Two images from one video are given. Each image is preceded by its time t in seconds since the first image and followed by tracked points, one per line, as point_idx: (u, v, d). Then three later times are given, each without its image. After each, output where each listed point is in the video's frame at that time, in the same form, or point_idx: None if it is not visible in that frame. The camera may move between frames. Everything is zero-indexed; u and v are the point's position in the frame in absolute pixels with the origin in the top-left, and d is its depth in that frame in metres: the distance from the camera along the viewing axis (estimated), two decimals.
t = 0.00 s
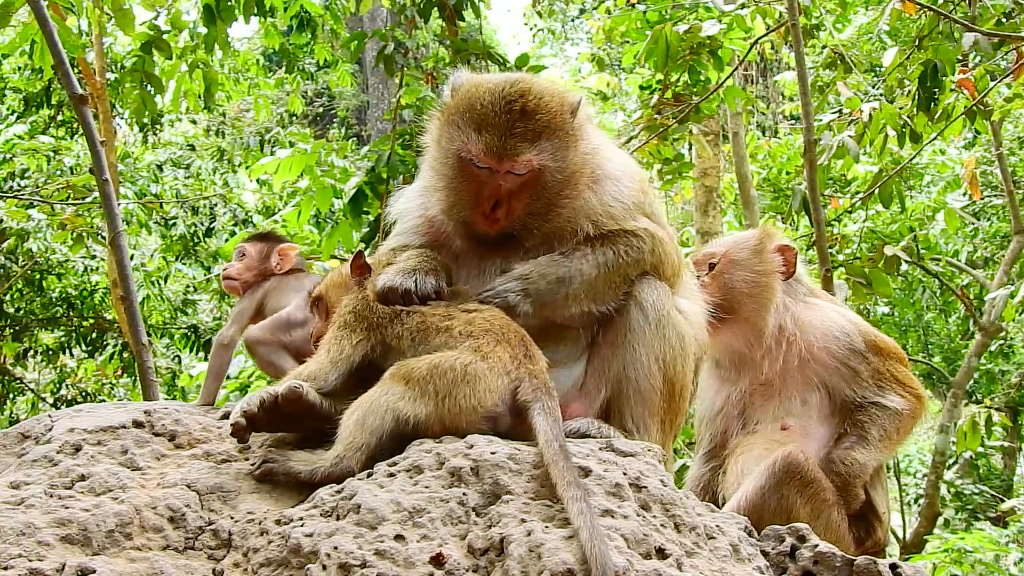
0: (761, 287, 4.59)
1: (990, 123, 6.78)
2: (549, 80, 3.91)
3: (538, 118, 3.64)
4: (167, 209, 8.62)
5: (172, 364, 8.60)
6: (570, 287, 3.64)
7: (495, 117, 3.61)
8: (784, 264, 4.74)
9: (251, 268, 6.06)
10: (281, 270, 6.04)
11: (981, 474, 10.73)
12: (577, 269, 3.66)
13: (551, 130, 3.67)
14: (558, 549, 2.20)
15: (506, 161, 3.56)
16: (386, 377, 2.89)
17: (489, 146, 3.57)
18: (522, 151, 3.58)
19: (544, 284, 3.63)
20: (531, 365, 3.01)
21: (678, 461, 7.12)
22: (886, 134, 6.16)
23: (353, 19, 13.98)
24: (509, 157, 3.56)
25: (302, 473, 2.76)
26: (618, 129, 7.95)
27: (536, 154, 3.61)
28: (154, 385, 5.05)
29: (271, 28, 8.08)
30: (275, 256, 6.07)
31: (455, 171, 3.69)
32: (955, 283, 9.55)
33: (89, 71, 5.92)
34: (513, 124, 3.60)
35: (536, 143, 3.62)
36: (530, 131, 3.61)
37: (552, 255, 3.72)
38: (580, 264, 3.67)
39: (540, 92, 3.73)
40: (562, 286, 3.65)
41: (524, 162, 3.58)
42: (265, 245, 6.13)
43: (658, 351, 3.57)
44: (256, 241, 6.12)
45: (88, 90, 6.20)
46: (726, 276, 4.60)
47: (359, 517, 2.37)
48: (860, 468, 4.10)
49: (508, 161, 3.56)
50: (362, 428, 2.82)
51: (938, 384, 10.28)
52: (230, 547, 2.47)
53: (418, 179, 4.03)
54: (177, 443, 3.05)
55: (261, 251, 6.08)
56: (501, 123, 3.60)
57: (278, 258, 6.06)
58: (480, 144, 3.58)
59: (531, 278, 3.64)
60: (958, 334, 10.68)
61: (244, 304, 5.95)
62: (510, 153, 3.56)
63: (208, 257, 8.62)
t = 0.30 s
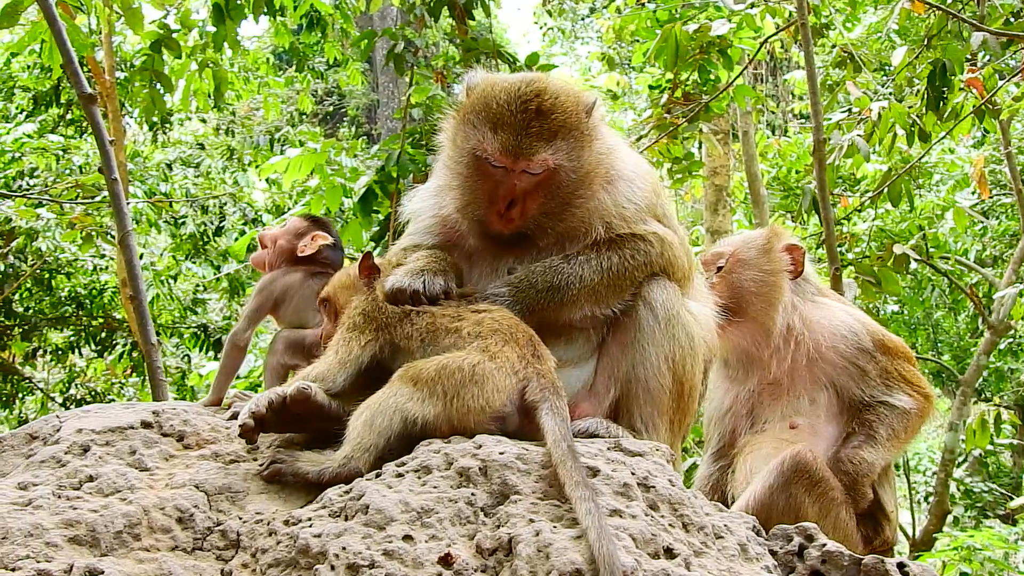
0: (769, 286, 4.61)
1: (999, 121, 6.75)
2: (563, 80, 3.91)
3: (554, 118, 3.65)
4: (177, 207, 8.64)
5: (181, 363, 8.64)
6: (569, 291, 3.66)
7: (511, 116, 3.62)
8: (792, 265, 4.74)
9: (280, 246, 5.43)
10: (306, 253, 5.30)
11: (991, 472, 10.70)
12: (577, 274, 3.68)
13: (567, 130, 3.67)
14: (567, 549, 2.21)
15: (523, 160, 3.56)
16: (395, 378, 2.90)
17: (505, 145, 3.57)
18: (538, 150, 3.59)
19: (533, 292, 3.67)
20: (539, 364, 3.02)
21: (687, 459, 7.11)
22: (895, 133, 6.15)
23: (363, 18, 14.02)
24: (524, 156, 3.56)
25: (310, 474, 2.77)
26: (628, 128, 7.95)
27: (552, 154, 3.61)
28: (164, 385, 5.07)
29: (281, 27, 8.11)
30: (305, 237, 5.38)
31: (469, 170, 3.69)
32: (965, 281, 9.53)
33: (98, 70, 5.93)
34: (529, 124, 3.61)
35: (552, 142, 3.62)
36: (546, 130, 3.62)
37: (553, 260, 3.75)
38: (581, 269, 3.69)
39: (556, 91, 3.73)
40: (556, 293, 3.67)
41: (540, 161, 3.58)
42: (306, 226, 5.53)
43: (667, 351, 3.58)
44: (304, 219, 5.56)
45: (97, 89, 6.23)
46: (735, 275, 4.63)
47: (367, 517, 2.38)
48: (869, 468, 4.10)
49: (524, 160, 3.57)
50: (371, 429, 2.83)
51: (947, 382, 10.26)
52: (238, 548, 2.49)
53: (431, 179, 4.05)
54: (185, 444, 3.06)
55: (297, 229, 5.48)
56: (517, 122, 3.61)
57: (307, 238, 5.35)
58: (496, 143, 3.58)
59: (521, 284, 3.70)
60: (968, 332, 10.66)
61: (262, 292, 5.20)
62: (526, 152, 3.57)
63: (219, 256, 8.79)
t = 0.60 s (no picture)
0: (769, 286, 4.59)
1: (999, 122, 6.76)
2: (563, 81, 3.91)
3: (554, 119, 3.66)
4: (177, 207, 8.64)
5: (182, 363, 8.64)
6: (568, 292, 3.67)
7: (511, 117, 3.62)
8: (792, 265, 4.75)
9: (285, 236, 5.43)
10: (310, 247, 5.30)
11: (990, 471, 10.71)
12: (575, 275, 3.68)
13: (567, 131, 3.68)
14: (567, 549, 2.21)
15: (523, 161, 3.57)
16: (395, 379, 2.91)
17: (506, 146, 3.58)
18: (539, 151, 3.59)
19: (532, 293, 3.67)
20: (539, 364, 3.02)
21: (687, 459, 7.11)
22: (896, 134, 6.14)
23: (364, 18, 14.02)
24: (525, 158, 3.57)
25: (309, 474, 2.78)
26: (628, 129, 7.95)
27: (552, 154, 3.62)
28: (164, 384, 5.07)
29: (282, 27, 8.11)
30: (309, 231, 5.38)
31: (470, 172, 3.70)
32: (964, 281, 9.53)
33: (98, 70, 5.93)
34: (529, 125, 3.61)
35: (552, 143, 3.63)
36: (546, 131, 3.62)
37: (552, 261, 3.75)
38: (580, 269, 3.69)
39: (556, 92, 3.73)
40: (555, 295, 3.67)
41: (540, 162, 3.59)
42: (311, 219, 5.52)
43: (667, 351, 3.58)
44: (311, 211, 5.54)
45: (97, 88, 6.22)
46: (735, 276, 4.60)
47: (367, 518, 2.38)
48: (869, 467, 4.10)
49: (524, 161, 3.57)
50: (371, 429, 2.83)
51: (947, 382, 10.27)
52: (238, 548, 2.49)
53: (431, 180, 4.04)
54: (185, 444, 3.06)
55: (302, 221, 5.47)
56: (517, 123, 3.61)
57: (311, 232, 5.35)
58: (497, 144, 3.58)
59: (522, 284, 3.70)
60: (968, 333, 10.66)
61: (265, 283, 5.22)
62: (526, 153, 3.57)
63: (219, 256, 8.78)
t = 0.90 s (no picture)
0: (768, 280, 4.59)
1: (991, 122, 6.77)
2: (553, 81, 3.91)
3: (543, 118, 3.65)
4: (169, 206, 8.61)
5: (174, 363, 8.61)
6: (558, 294, 3.67)
7: (501, 118, 3.62)
8: (793, 261, 4.75)
9: (300, 233, 5.13)
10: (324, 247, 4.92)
11: (983, 471, 10.74)
12: (566, 274, 3.69)
13: (556, 130, 3.68)
14: (561, 548, 2.20)
15: (514, 161, 3.57)
16: (388, 379, 2.91)
17: (496, 147, 3.58)
18: (529, 150, 3.59)
19: (525, 294, 3.68)
20: (532, 363, 3.02)
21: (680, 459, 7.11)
22: (888, 133, 6.14)
23: (357, 17, 14.01)
24: (516, 157, 3.57)
25: (303, 474, 2.77)
26: (621, 129, 7.96)
27: (543, 153, 3.62)
28: (157, 384, 5.05)
29: (274, 26, 8.08)
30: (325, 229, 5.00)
31: (462, 173, 3.71)
32: (957, 281, 9.56)
33: (89, 69, 5.91)
34: (519, 124, 3.61)
35: (542, 142, 3.63)
36: (536, 130, 3.62)
37: (543, 261, 3.76)
38: (571, 270, 3.70)
39: (545, 91, 3.73)
40: (547, 295, 3.67)
41: (531, 161, 3.59)
42: (328, 216, 5.22)
43: (660, 351, 3.58)
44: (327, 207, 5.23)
45: (89, 87, 6.20)
46: (735, 269, 4.62)
47: (361, 516, 2.38)
48: (858, 458, 4.11)
49: (515, 161, 3.57)
50: (364, 428, 2.83)
51: (939, 382, 10.30)
52: (232, 547, 2.48)
53: (421, 180, 4.03)
54: (178, 443, 3.05)
55: (318, 219, 5.16)
56: (506, 123, 3.61)
57: (326, 232, 4.97)
58: (487, 145, 3.59)
59: (515, 288, 3.71)
60: (960, 332, 10.69)
61: (283, 283, 4.94)
62: (517, 153, 3.58)
63: (210, 256, 8.78)
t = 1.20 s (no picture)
0: (773, 276, 4.60)
1: (980, 123, 6.80)
2: (542, 81, 3.90)
3: (532, 118, 3.64)
4: (160, 206, 8.59)
5: (164, 362, 8.59)
6: (555, 291, 3.66)
7: (489, 118, 3.61)
8: (798, 259, 4.68)
9: (308, 232, 5.07)
10: (330, 246, 4.79)
11: (972, 471, 10.78)
12: (561, 272, 3.69)
13: (545, 130, 3.66)
14: (551, 548, 2.20)
15: (502, 162, 3.56)
16: (379, 378, 2.91)
17: (484, 147, 3.57)
18: (517, 151, 3.58)
19: (521, 292, 3.67)
20: (523, 363, 3.02)
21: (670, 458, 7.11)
22: (879, 134, 6.15)
23: (348, 16, 14.01)
24: (504, 158, 3.56)
25: (293, 473, 2.77)
26: (612, 129, 7.97)
27: (531, 154, 3.61)
28: (147, 384, 5.03)
29: (265, 26, 8.07)
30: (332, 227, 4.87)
31: (451, 173, 3.70)
32: (947, 282, 9.60)
33: (80, 68, 5.90)
34: (508, 124, 3.60)
35: (531, 142, 3.61)
36: (525, 130, 3.61)
37: (538, 260, 3.75)
38: (567, 268, 3.69)
39: (534, 91, 3.72)
40: (543, 293, 3.67)
41: (520, 162, 3.58)
42: (336, 213, 5.16)
43: (651, 351, 3.59)
44: (335, 206, 5.18)
45: (79, 86, 6.17)
46: (741, 263, 4.63)
47: (351, 515, 2.38)
48: (848, 455, 4.07)
49: (503, 162, 3.56)
50: (354, 428, 2.83)
51: (929, 382, 10.34)
52: (222, 546, 2.48)
53: (413, 180, 4.02)
54: (169, 442, 3.04)
55: (326, 216, 5.11)
56: (495, 123, 3.60)
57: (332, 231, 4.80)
58: (475, 145, 3.58)
59: (510, 286, 3.70)
60: (950, 333, 10.74)
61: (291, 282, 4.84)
62: (505, 153, 3.56)
63: (202, 255, 8.70)
